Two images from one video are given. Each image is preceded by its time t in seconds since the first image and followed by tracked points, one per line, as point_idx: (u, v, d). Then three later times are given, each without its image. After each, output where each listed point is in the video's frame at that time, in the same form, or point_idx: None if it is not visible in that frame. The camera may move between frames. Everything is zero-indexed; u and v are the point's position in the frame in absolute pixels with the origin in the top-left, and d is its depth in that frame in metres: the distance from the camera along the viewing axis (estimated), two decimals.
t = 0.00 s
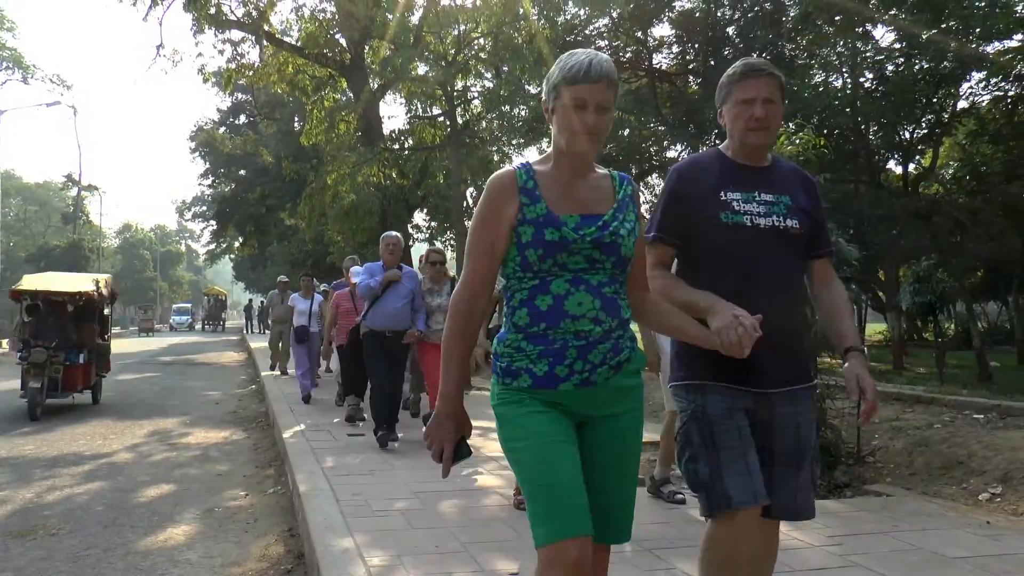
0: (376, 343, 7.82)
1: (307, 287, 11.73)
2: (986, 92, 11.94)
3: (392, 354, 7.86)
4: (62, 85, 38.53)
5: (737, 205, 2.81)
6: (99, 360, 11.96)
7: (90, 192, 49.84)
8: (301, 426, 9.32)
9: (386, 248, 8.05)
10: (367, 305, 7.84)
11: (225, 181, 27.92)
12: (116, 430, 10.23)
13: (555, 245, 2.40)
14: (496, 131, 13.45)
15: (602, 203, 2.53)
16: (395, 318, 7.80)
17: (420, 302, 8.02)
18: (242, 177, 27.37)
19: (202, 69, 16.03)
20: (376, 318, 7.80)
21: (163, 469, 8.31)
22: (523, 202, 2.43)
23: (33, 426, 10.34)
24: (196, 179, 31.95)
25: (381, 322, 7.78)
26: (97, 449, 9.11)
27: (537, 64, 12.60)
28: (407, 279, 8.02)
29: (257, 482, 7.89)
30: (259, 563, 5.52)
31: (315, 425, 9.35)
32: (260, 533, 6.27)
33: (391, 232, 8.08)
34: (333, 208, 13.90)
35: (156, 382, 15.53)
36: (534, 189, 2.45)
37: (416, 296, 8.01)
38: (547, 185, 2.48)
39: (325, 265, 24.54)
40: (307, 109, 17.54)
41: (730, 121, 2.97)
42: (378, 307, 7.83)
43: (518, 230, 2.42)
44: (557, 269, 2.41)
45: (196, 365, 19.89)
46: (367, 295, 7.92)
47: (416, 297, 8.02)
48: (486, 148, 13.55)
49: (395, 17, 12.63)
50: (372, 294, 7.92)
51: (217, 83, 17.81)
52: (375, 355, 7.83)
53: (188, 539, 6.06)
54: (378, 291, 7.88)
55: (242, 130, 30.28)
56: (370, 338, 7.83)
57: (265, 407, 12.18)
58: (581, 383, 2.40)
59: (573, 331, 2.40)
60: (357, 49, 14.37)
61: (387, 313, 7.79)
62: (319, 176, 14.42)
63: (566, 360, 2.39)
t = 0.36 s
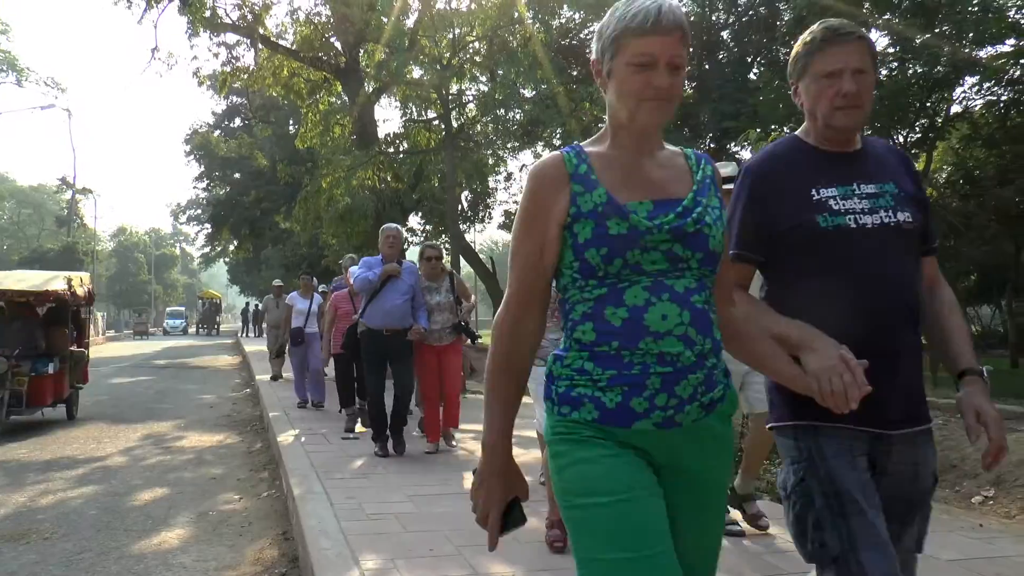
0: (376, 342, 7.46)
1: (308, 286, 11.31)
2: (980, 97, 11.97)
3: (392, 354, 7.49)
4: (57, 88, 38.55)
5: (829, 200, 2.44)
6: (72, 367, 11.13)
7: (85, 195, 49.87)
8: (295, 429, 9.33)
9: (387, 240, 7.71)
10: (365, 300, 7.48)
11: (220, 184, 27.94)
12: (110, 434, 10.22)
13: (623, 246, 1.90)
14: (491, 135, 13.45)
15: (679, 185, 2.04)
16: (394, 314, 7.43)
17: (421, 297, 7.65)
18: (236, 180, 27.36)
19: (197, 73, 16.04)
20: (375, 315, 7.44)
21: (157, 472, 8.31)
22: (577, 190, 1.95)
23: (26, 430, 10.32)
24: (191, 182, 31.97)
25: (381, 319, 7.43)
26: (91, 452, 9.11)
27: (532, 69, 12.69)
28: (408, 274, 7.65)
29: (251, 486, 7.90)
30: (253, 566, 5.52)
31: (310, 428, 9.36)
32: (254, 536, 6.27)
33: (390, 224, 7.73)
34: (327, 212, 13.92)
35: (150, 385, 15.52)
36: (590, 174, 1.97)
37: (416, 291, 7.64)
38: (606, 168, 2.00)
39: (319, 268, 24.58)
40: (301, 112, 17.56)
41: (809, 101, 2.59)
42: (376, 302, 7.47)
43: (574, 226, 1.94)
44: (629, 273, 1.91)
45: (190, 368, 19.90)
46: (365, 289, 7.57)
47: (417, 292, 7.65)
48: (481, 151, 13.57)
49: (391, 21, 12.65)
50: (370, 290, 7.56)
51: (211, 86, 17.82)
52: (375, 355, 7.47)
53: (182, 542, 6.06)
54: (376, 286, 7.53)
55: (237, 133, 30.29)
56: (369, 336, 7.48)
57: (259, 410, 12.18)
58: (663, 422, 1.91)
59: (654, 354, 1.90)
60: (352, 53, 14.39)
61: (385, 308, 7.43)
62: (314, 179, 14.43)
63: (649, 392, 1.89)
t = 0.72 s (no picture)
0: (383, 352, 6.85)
1: (308, 290, 10.94)
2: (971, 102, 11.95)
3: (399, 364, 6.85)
4: (50, 90, 38.47)
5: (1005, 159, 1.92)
6: (37, 380, 9.72)
7: (79, 199, 49.81)
8: (289, 433, 9.31)
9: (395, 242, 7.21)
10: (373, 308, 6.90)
11: (214, 187, 27.87)
12: (103, 438, 10.19)
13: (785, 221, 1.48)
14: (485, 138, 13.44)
15: (816, 159, 1.64)
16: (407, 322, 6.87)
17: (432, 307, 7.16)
18: (231, 184, 27.34)
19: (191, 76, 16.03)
20: (385, 322, 6.85)
21: (150, 477, 8.28)
22: (707, 153, 1.51)
23: (19, 434, 10.28)
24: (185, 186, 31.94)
25: (392, 327, 6.84)
26: (84, 456, 9.07)
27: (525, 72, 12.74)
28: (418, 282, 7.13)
29: (245, 490, 7.88)
30: (247, 571, 5.51)
31: (303, 432, 9.34)
32: (248, 541, 6.26)
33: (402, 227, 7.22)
34: (321, 215, 13.92)
35: (144, 389, 15.50)
36: (718, 132, 1.53)
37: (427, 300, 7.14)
38: (732, 128, 1.57)
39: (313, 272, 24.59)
40: (295, 115, 17.55)
41: (973, 32, 2.01)
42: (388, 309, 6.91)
43: (705, 201, 1.49)
44: (777, 262, 1.49)
45: (184, 373, 19.89)
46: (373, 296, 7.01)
47: (427, 302, 7.15)
48: (475, 155, 13.54)
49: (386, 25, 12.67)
50: (378, 298, 6.99)
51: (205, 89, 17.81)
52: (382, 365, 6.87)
53: (175, 546, 6.04)
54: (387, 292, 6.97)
55: (230, 136, 30.29)
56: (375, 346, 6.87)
57: (253, 414, 12.16)
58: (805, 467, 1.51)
59: (796, 377, 1.49)
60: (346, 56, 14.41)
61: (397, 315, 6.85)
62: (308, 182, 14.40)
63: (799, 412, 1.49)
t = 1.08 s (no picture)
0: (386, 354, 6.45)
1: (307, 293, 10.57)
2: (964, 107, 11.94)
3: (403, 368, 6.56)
4: (44, 93, 38.43)
5: None
6: None
7: (73, 202, 49.75)
8: (283, 437, 9.29)
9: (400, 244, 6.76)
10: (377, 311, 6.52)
11: (209, 191, 27.84)
12: (97, 442, 10.16)
13: None
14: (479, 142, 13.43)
15: None
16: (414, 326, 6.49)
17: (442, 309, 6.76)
18: (225, 186, 27.30)
19: (185, 80, 16.03)
20: (390, 326, 6.47)
21: (144, 481, 8.25)
22: None
23: (11, 439, 10.24)
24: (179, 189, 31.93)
25: (397, 331, 6.47)
26: (77, 460, 9.05)
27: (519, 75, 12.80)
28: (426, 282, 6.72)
29: (239, 494, 7.87)
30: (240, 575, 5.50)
31: (297, 436, 9.33)
32: (241, 545, 6.24)
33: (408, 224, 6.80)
34: (316, 218, 13.92)
35: (138, 393, 15.49)
36: None
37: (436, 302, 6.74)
38: None
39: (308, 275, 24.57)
40: (291, 119, 17.54)
41: None
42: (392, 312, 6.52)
43: None
44: None
45: (178, 376, 19.86)
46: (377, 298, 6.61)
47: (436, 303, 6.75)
48: (470, 158, 13.52)
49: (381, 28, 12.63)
50: (383, 299, 6.59)
51: (200, 92, 17.80)
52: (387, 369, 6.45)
53: (168, 551, 6.02)
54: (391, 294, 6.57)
55: (225, 139, 30.28)
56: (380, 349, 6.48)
57: (247, 418, 12.14)
58: None
59: None
60: (341, 59, 14.39)
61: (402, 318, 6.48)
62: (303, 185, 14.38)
63: None
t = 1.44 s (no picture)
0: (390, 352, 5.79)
1: (302, 291, 9.95)
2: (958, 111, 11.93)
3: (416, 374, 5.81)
4: (38, 96, 38.38)
5: None
6: None
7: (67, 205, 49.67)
8: (276, 441, 9.26)
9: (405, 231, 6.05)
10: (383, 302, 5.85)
11: (203, 194, 27.79)
12: (90, 446, 10.12)
13: None
14: (474, 145, 13.45)
15: None
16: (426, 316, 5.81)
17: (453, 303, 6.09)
18: (220, 189, 27.23)
19: (180, 82, 16.00)
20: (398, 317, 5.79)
21: (136, 485, 8.21)
22: None
23: (4, 442, 10.19)
24: (174, 192, 31.88)
25: (407, 323, 5.77)
26: (70, 464, 9.01)
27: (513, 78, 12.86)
28: (437, 274, 6.03)
29: (232, 498, 7.83)
30: None
31: (291, 440, 9.29)
32: (234, 549, 6.21)
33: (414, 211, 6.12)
34: (310, 221, 13.89)
35: (132, 396, 15.45)
36: None
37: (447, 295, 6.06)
38: None
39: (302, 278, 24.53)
40: (286, 121, 17.50)
41: None
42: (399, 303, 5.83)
43: None
44: None
45: (172, 379, 19.81)
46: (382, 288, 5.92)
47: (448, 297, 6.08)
48: (465, 161, 13.50)
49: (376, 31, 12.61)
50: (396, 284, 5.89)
51: (194, 94, 17.76)
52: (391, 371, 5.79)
53: (161, 556, 5.99)
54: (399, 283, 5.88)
55: (220, 141, 30.23)
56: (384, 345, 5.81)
57: (241, 422, 12.10)
58: None
59: None
60: (336, 63, 14.31)
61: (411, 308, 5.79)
62: (298, 188, 14.35)
63: None
